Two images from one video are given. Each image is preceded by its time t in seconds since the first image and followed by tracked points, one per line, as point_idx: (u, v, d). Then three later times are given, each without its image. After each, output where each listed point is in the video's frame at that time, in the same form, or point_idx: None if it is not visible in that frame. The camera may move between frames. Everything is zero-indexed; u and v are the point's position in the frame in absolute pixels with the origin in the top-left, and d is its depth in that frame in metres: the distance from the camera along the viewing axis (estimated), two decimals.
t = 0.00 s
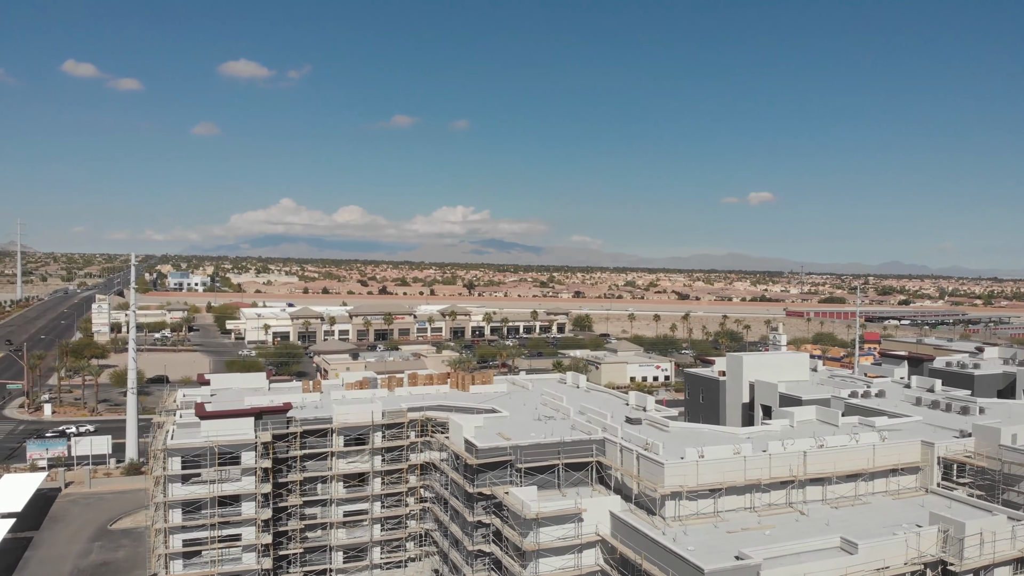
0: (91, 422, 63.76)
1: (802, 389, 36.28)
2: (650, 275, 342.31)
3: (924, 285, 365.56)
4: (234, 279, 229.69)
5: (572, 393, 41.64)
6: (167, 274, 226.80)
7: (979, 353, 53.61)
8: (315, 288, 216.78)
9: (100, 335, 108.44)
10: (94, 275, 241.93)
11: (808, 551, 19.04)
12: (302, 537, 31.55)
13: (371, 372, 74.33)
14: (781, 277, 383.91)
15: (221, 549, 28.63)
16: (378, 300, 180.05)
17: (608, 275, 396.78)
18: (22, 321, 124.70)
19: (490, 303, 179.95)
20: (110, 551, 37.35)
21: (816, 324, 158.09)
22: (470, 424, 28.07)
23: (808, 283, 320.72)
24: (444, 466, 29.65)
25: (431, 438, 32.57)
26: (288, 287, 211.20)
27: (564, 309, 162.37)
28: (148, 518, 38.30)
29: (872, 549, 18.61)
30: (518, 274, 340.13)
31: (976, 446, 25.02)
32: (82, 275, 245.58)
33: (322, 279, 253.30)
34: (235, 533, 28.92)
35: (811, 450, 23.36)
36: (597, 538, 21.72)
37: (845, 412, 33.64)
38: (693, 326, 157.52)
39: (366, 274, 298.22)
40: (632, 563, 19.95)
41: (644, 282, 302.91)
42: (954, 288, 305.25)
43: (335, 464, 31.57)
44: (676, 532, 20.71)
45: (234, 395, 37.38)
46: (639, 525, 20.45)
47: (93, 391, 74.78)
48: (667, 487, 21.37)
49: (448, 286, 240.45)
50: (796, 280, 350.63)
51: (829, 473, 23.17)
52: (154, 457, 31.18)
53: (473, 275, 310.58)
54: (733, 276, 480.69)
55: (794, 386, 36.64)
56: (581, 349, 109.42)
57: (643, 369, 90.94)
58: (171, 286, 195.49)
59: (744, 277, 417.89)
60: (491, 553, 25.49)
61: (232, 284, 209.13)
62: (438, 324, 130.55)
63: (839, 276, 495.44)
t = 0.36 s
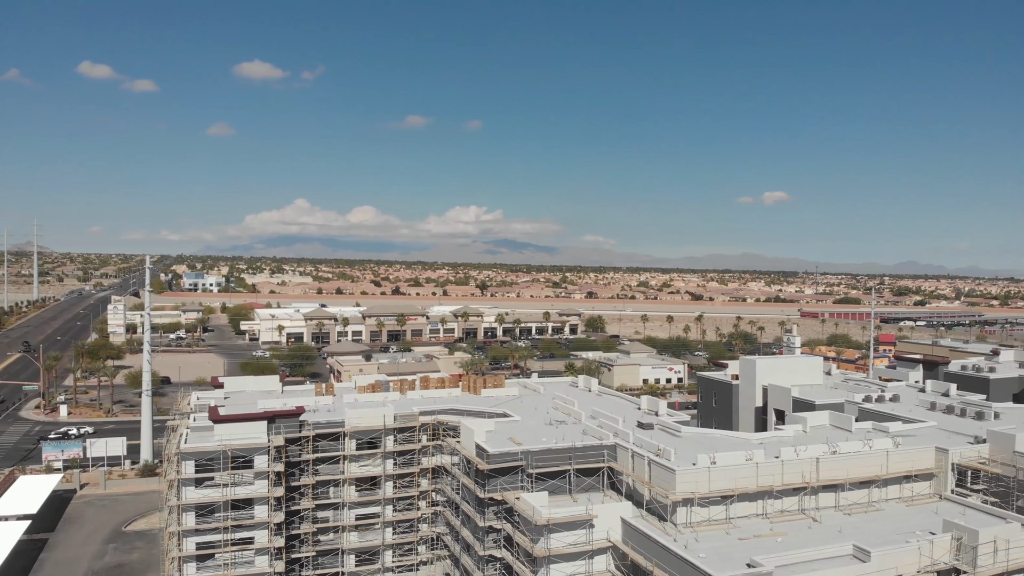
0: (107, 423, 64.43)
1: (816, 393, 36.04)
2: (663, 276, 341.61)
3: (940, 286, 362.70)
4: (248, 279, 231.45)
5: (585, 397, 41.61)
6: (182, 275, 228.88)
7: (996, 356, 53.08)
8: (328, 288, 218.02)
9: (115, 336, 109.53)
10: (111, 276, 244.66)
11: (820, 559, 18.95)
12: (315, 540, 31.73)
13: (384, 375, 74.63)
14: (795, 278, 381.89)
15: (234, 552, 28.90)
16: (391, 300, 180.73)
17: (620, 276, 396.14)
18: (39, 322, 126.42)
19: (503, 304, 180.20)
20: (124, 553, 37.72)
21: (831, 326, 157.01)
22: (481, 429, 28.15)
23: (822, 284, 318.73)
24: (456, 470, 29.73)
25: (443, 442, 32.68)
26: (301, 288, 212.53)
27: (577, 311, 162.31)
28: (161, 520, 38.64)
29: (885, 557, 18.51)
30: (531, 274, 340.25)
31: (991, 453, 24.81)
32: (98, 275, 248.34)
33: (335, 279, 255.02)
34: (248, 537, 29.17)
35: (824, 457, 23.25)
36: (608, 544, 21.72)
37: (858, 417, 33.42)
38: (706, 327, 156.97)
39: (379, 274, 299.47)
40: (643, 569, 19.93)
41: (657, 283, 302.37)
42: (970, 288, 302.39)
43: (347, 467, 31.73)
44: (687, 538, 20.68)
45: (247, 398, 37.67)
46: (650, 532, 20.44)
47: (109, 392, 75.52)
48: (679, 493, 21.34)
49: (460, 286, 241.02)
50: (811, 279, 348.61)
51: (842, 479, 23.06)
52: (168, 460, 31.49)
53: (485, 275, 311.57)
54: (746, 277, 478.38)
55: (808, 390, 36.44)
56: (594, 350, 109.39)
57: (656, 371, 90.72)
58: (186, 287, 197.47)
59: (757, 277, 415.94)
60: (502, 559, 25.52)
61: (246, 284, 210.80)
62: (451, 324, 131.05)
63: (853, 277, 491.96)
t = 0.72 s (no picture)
0: (122, 425, 65.11)
1: (829, 397, 35.81)
2: (676, 277, 340.62)
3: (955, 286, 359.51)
4: (262, 279, 233.08)
5: (596, 400, 41.60)
6: (197, 275, 230.82)
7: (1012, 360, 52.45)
8: (341, 288, 219.17)
9: (131, 336, 110.67)
10: (127, 276, 246.95)
11: (832, 567, 18.84)
12: (327, 543, 31.95)
13: (396, 377, 74.87)
14: (809, 278, 379.74)
15: (246, 556, 29.16)
16: (404, 301, 181.48)
17: (633, 277, 395.30)
18: (56, 322, 127.92)
19: (515, 304, 180.37)
20: (138, 555, 38.04)
21: (846, 327, 155.86)
22: (492, 434, 28.22)
23: (837, 284, 316.57)
24: (467, 474, 29.79)
25: (455, 446, 32.75)
26: (315, 288, 213.73)
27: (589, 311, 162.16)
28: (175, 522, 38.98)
29: (898, 565, 18.38)
30: (543, 274, 340.15)
31: (1005, 459, 24.58)
32: (114, 275, 250.99)
33: (348, 279, 256.42)
34: (261, 540, 29.42)
35: (837, 463, 23.13)
36: (619, 550, 21.70)
37: (872, 422, 33.20)
38: (719, 328, 156.31)
39: (393, 274, 300.67)
40: None
41: (669, 283, 301.67)
42: (987, 288, 299.37)
43: (359, 471, 31.89)
44: (699, 545, 20.63)
45: (260, 402, 37.93)
46: (662, 539, 20.42)
47: (124, 393, 76.27)
48: (691, 499, 21.30)
49: (473, 287, 241.40)
50: (826, 279, 346.16)
51: (855, 486, 22.93)
52: (181, 463, 31.77)
53: (498, 275, 312.08)
54: (759, 278, 475.86)
55: (821, 394, 36.23)
56: (607, 352, 109.31)
57: (669, 372, 90.43)
58: (201, 287, 199.34)
59: (771, 278, 413.91)
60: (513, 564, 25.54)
61: (261, 285, 212.26)
62: (463, 326, 131.41)
63: (868, 277, 488.19)
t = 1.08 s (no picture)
0: (136, 426, 65.70)
1: (842, 401, 35.59)
2: (688, 279, 339.52)
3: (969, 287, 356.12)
4: (275, 280, 234.50)
5: (607, 404, 41.54)
6: (211, 276, 232.73)
7: None
8: (353, 288, 220.03)
9: (144, 337, 111.68)
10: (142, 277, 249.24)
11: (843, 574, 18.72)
12: (338, 546, 32.10)
13: (408, 378, 74.96)
14: (821, 279, 377.73)
15: (258, 558, 29.40)
16: (415, 301, 181.98)
17: (644, 277, 394.34)
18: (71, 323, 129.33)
19: (527, 305, 180.35)
20: (151, 556, 38.36)
21: (860, 328, 154.73)
22: (502, 438, 28.27)
23: (851, 284, 314.20)
24: (478, 478, 29.85)
25: (465, 450, 32.81)
26: (328, 289, 214.75)
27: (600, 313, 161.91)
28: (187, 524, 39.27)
29: (909, 572, 18.24)
30: (555, 275, 339.83)
31: (1019, 465, 24.33)
32: (129, 276, 253.40)
33: (360, 279, 257.50)
34: (272, 543, 29.62)
35: (849, 469, 22.99)
36: (630, 556, 21.68)
37: (885, 426, 32.97)
38: (732, 329, 155.61)
39: (404, 274, 301.64)
40: None
41: (681, 284, 300.61)
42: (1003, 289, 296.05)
43: (370, 474, 32.01)
44: (709, 551, 20.56)
45: (272, 404, 38.16)
46: (672, 545, 20.37)
47: (138, 394, 76.95)
48: (701, 505, 21.25)
49: (484, 287, 241.65)
50: (838, 280, 343.68)
51: (867, 492, 22.79)
52: (193, 466, 32.03)
53: (509, 275, 312.41)
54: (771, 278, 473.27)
55: (834, 398, 36.02)
56: (618, 353, 109.07)
57: (681, 374, 90.08)
58: (215, 287, 200.93)
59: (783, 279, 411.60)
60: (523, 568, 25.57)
61: (274, 285, 213.54)
62: (474, 326, 131.64)
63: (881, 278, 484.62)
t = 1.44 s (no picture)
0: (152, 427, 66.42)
1: (857, 405, 35.34)
2: (702, 279, 338.05)
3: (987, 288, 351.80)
4: (290, 280, 236.17)
5: (620, 407, 41.49)
6: (227, 276, 234.94)
7: None
8: (367, 288, 221.14)
9: (161, 338, 112.91)
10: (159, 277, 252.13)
11: None
12: (351, 550, 32.26)
13: (421, 380, 75.13)
14: (837, 279, 374.69)
15: (271, 561, 29.67)
16: (429, 302, 182.55)
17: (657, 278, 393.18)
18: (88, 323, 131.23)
19: (540, 305, 180.27)
20: (166, 558, 38.73)
21: (875, 329, 153.43)
22: (514, 443, 28.30)
23: (867, 284, 311.29)
24: (490, 483, 29.91)
25: (477, 453, 32.88)
26: (342, 289, 216.04)
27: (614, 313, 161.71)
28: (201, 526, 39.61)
29: None
30: (568, 274, 339.50)
31: None
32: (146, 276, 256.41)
33: (374, 279, 259.09)
34: (286, 546, 29.86)
35: (863, 476, 22.86)
36: (642, 562, 21.66)
37: (900, 431, 32.68)
38: (747, 331, 154.74)
39: (418, 274, 302.91)
40: None
41: (695, 284, 299.46)
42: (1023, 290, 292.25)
43: (383, 478, 32.16)
44: (722, 558, 20.48)
45: (286, 407, 38.44)
46: (684, 552, 20.33)
47: (153, 395, 77.82)
48: (714, 512, 21.21)
49: (498, 287, 242.01)
50: (854, 280, 340.69)
51: (881, 499, 22.64)
52: (208, 468, 32.33)
53: (523, 275, 312.88)
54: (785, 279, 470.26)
55: (848, 402, 35.76)
56: (632, 355, 108.86)
57: (695, 377, 89.71)
58: (230, 288, 202.83)
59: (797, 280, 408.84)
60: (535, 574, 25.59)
61: (289, 285, 215.14)
62: (488, 327, 131.80)
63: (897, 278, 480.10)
